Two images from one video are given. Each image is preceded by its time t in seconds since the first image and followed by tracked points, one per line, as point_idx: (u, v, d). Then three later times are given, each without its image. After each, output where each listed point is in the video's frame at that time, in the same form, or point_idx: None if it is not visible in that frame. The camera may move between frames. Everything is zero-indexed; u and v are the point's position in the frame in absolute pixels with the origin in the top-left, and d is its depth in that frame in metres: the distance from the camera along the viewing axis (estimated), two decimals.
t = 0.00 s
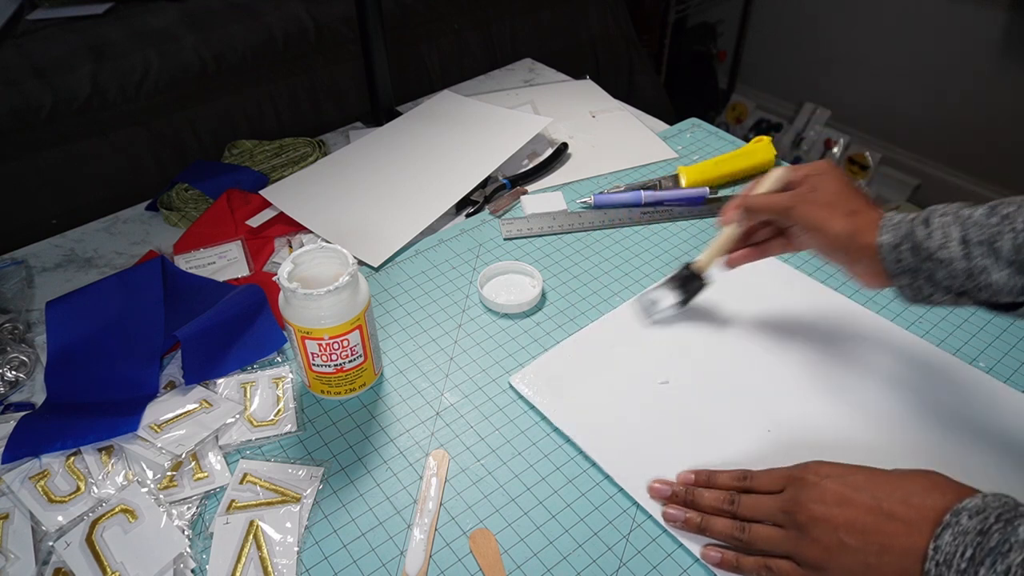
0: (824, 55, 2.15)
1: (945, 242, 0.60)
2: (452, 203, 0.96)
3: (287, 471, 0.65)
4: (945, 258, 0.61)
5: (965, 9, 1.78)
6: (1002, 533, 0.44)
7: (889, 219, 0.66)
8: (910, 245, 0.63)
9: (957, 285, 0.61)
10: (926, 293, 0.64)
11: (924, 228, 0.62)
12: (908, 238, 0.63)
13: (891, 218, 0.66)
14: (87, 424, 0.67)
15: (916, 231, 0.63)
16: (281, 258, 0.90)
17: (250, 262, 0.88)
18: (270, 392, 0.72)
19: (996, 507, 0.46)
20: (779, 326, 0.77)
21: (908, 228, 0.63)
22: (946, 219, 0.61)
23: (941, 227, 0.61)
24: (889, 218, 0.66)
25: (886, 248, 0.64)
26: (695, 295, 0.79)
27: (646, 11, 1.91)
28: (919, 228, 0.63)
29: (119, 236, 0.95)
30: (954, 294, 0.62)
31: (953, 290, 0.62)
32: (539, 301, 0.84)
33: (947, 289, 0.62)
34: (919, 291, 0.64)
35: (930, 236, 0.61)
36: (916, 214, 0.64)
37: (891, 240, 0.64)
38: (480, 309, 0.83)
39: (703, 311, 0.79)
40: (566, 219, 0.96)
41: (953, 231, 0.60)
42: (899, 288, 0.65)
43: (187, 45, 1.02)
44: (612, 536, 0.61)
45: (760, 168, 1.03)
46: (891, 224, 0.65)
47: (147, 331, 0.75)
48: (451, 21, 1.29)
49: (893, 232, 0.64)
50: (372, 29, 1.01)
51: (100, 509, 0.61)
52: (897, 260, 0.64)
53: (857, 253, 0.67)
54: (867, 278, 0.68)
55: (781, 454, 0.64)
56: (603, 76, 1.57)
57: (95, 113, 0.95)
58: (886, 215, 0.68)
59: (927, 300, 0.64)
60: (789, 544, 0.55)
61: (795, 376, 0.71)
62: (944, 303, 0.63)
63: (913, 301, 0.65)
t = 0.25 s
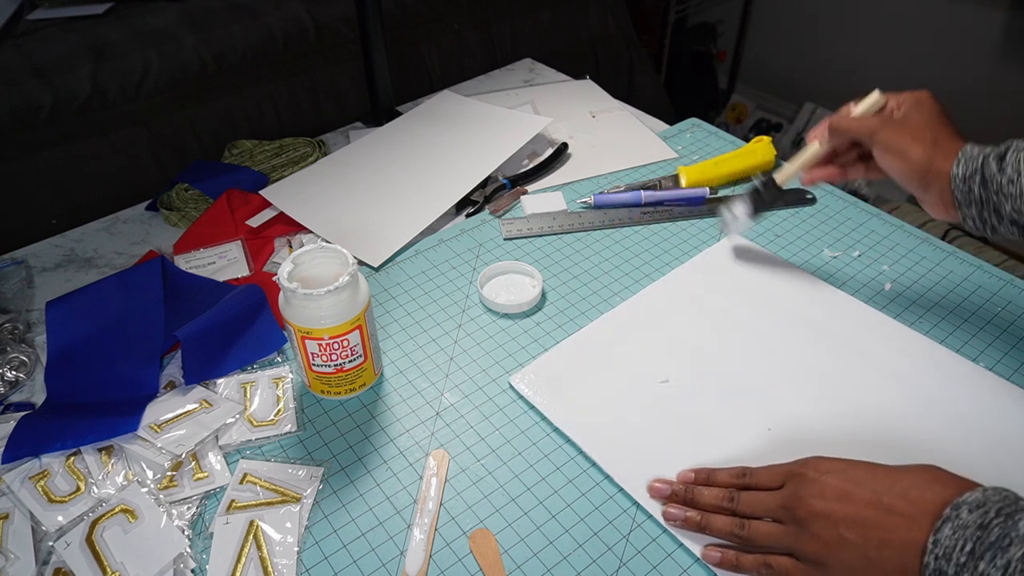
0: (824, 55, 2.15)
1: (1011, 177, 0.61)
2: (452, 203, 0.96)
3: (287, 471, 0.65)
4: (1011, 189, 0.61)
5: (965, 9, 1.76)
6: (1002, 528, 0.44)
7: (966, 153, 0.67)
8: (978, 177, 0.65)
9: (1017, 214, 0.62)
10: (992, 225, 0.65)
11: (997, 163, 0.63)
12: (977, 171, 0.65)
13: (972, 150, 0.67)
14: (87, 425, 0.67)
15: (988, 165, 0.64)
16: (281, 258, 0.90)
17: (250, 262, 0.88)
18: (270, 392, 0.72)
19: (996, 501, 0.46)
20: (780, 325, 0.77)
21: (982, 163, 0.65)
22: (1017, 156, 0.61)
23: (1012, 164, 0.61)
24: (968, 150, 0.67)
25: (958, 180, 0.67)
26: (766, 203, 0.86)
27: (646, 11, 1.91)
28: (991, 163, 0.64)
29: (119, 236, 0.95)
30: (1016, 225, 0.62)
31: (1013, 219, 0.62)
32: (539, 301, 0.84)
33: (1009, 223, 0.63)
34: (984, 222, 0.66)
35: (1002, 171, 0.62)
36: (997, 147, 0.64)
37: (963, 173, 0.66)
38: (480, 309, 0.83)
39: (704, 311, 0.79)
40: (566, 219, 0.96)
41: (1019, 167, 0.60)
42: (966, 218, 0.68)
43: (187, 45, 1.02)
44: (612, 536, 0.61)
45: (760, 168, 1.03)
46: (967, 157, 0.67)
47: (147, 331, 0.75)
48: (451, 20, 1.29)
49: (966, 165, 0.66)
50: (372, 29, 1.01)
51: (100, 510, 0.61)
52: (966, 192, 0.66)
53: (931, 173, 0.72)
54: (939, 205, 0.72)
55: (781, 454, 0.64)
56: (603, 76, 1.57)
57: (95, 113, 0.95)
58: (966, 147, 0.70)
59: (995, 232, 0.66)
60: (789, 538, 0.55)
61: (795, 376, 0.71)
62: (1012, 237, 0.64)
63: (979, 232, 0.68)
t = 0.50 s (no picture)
0: (825, 54, 2.15)
1: (870, 162, 0.65)
2: (452, 203, 0.96)
3: (287, 471, 0.65)
4: (871, 176, 0.65)
5: (965, 8, 1.76)
6: (981, 550, 0.40)
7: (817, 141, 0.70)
8: (840, 164, 0.67)
9: (882, 200, 0.65)
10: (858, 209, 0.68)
11: (852, 148, 0.66)
12: (839, 159, 0.67)
13: (824, 136, 0.69)
14: (87, 425, 0.67)
15: (845, 151, 0.67)
16: (281, 258, 0.90)
17: (250, 262, 0.88)
18: (270, 392, 0.72)
19: (974, 518, 0.42)
20: (779, 324, 0.77)
21: (837, 149, 0.67)
22: (874, 140, 0.65)
23: (869, 149, 0.65)
24: (822, 137, 0.70)
25: (820, 170, 0.68)
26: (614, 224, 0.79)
27: (646, 11, 1.91)
28: (848, 149, 0.66)
29: (119, 236, 0.95)
30: (880, 207, 0.66)
31: (879, 205, 0.66)
32: (539, 301, 0.84)
33: (874, 205, 0.66)
34: (851, 208, 0.68)
35: (860, 156, 0.65)
36: (847, 132, 0.68)
37: (826, 162, 0.68)
38: (480, 309, 0.83)
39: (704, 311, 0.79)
40: (567, 219, 0.96)
41: (879, 150, 0.64)
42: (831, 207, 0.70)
43: (187, 45, 1.02)
44: (612, 535, 0.61)
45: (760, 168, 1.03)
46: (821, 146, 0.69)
47: (147, 331, 0.75)
48: (451, 20, 1.29)
49: (826, 154, 0.68)
50: (372, 29, 1.01)
51: (100, 509, 0.61)
52: (830, 180, 0.68)
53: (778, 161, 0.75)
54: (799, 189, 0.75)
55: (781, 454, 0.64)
56: (603, 76, 1.57)
57: (95, 113, 0.95)
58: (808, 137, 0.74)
59: (859, 215, 0.68)
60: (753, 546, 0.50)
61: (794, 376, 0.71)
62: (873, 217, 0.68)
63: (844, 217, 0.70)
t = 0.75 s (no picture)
0: (825, 54, 2.15)
1: (778, 176, 0.68)
2: (452, 203, 0.95)
3: (287, 471, 0.65)
4: (784, 188, 0.68)
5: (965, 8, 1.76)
6: None
7: (735, 163, 0.73)
8: (755, 182, 0.70)
9: (800, 208, 0.68)
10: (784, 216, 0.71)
11: (761, 167, 0.69)
12: (753, 179, 0.70)
13: (742, 157, 0.73)
14: (87, 424, 0.67)
15: (757, 170, 0.70)
16: (281, 258, 0.90)
17: (250, 262, 0.88)
18: (270, 392, 0.72)
19: None
20: (779, 325, 0.77)
21: (751, 169, 0.71)
22: (776, 155, 0.68)
23: (773, 165, 0.68)
24: (737, 161, 0.74)
25: (742, 191, 0.72)
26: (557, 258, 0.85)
27: (646, 11, 1.91)
28: (758, 167, 0.70)
29: (119, 236, 0.95)
30: (803, 213, 0.69)
31: (799, 212, 0.69)
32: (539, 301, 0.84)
33: (796, 212, 0.69)
34: (777, 219, 0.71)
35: (768, 172, 0.69)
36: (759, 149, 0.71)
37: (744, 182, 0.72)
38: (480, 309, 0.83)
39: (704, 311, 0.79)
40: (567, 219, 0.95)
41: (783, 165, 0.67)
42: (762, 220, 0.73)
43: (187, 45, 1.02)
44: (612, 535, 0.61)
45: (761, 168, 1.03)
46: (740, 168, 0.73)
47: (147, 331, 0.75)
48: (451, 20, 1.28)
49: (743, 175, 0.72)
50: (372, 29, 1.01)
51: (100, 510, 0.61)
52: (753, 198, 0.72)
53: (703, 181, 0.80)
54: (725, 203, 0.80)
55: (781, 454, 0.64)
56: (603, 76, 1.57)
57: (95, 113, 0.95)
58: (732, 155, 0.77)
59: (788, 222, 0.71)
60: None
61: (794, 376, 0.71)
62: (800, 221, 0.70)
63: (775, 225, 0.73)
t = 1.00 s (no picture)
0: (825, 54, 2.15)
1: (766, 170, 0.68)
2: (452, 203, 0.95)
3: (287, 471, 0.65)
4: (771, 182, 0.68)
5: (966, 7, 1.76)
6: None
7: (721, 156, 0.74)
8: (742, 176, 0.71)
9: (788, 200, 0.69)
10: (772, 207, 0.72)
11: (749, 161, 0.70)
12: (739, 173, 0.71)
13: (726, 150, 0.73)
14: (88, 424, 0.67)
15: (743, 164, 0.70)
16: (281, 258, 0.90)
17: (250, 262, 0.88)
18: (270, 392, 0.72)
19: None
20: (778, 325, 0.77)
21: (737, 163, 0.71)
22: (762, 148, 0.68)
23: (761, 159, 0.69)
24: (722, 154, 0.74)
25: (729, 185, 0.73)
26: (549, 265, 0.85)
27: (646, 11, 1.91)
28: (746, 161, 0.70)
29: (119, 236, 0.95)
30: (790, 204, 0.70)
31: (787, 203, 0.70)
32: (538, 301, 0.84)
33: (783, 204, 0.70)
34: (764, 211, 0.72)
35: (756, 166, 0.69)
36: (744, 142, 0.71)
37: (730, 177, 0.72)
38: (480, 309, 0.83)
39: (704, 312, 0.79)
40: (567, 219, 0.95)
41: (770, 159, 0.68)
42: (750, 211, 0.74)
43: (187, 45, 1.02)
44: (612, 536, 0.61)
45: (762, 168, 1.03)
46: (725, 161, 0.73)
47: (147, 331, 0.75)
48: (451, 20, 1.28)
49: (729, 169, 0.72)
50: (372, 29, 1.01)
51: (100, 510, 0.61)
52: (740, 192, 0.72)
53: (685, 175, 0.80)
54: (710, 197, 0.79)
55: (781, 454, 0.64)
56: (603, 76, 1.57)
57: (95, 113, 0.95)
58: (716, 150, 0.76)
59: (775, 212, 0.72)
60: None
61: (794, 376, 0.71)
62: (788, 210, 0.71)
63: (763, 215, 0.74)
